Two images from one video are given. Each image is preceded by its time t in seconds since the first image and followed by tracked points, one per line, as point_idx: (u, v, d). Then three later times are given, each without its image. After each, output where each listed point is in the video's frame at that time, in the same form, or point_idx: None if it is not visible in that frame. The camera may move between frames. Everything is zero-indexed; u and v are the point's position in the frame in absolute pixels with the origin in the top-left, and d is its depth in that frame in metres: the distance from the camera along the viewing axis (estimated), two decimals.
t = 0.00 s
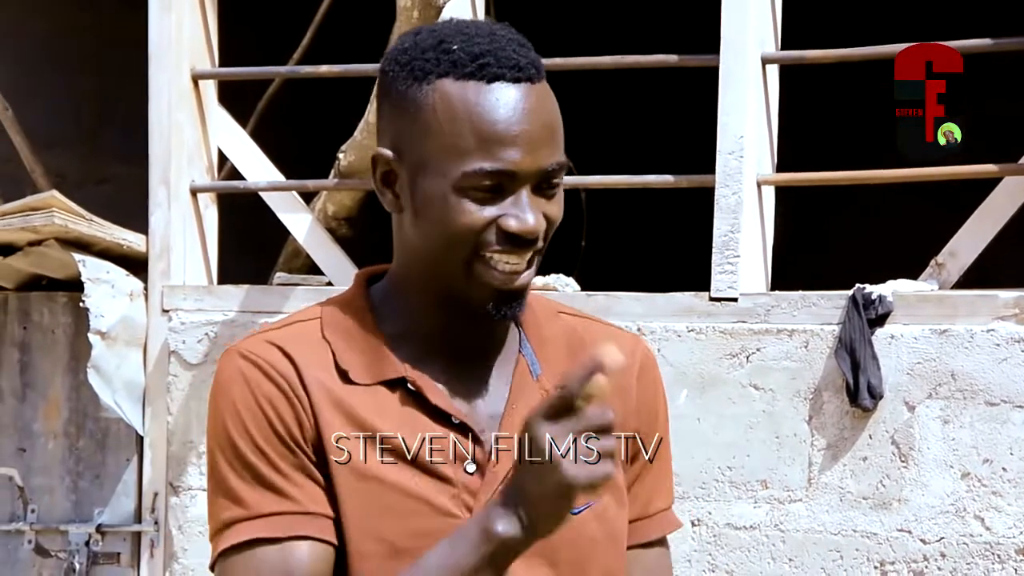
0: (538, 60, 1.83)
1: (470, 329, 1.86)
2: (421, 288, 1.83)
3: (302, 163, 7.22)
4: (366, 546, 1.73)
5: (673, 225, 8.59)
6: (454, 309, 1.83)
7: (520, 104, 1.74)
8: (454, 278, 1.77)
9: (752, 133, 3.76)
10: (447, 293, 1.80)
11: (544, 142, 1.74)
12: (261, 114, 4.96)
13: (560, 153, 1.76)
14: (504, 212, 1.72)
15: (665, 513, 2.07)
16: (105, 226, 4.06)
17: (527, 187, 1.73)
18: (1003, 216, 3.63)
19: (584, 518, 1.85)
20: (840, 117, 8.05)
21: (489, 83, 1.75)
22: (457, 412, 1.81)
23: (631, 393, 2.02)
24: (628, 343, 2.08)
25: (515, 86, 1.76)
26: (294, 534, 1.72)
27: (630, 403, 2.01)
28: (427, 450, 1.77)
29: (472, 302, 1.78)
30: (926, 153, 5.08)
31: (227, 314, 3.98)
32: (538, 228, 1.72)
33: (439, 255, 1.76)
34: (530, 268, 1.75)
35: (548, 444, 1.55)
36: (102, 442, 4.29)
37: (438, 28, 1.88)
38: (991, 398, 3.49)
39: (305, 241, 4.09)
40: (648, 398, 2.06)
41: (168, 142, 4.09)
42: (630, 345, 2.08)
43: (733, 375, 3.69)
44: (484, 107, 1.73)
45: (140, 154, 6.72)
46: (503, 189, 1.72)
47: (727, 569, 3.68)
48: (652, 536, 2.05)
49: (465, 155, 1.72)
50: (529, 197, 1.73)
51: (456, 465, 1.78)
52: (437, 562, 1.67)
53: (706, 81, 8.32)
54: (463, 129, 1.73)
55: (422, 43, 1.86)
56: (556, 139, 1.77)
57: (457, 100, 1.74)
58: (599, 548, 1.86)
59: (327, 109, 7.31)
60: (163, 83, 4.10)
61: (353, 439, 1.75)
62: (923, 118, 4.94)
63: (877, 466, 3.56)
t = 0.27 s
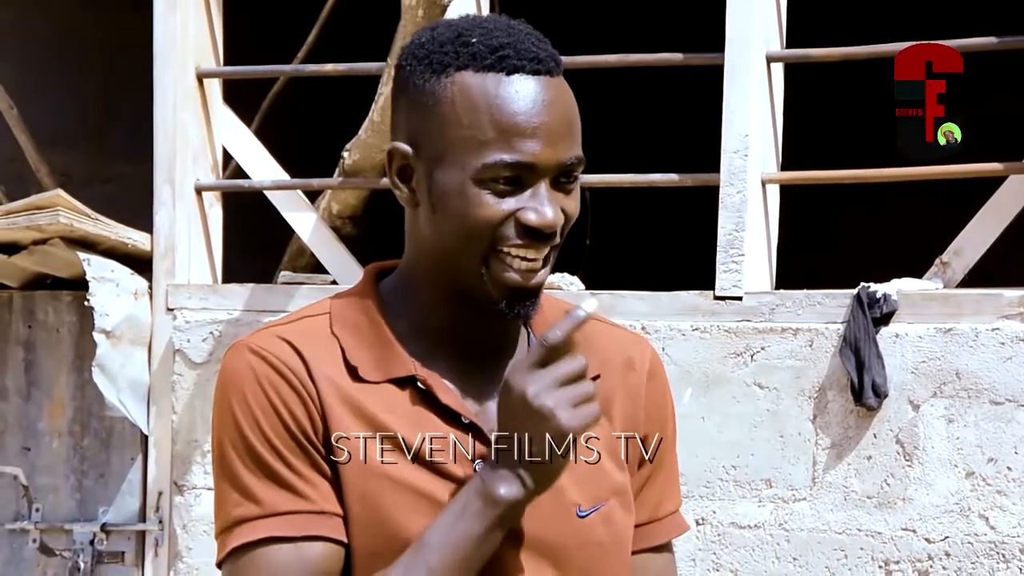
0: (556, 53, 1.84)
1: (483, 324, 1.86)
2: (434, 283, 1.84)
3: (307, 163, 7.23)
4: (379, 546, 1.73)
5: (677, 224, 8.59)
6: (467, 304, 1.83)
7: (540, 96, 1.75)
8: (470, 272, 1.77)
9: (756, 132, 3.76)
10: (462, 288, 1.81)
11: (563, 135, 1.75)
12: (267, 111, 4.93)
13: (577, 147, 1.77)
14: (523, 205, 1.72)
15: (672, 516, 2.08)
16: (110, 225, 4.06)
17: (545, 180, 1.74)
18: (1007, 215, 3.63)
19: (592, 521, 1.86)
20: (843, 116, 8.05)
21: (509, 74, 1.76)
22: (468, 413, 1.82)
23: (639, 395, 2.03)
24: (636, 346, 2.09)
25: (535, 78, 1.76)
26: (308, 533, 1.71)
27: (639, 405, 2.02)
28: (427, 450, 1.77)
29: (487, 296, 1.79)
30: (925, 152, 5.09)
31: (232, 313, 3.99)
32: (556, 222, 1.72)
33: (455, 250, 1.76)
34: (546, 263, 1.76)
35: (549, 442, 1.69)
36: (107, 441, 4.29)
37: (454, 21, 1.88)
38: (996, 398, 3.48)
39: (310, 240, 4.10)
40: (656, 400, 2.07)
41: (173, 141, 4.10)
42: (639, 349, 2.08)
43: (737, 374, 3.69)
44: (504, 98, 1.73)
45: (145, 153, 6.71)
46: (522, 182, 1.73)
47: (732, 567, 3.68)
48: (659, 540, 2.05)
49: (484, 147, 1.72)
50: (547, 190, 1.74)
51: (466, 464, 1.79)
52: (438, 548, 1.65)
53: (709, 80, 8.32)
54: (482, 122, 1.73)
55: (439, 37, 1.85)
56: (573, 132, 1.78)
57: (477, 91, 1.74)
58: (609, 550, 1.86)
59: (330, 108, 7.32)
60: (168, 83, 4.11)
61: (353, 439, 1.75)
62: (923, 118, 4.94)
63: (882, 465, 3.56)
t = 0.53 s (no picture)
0: (572, 63, 1.83)
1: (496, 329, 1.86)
2: (449, 292, 1.82)
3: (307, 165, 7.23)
4: (409, 557, 1.75)
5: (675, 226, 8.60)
6: (482, 311, 1.83)
7: (561, 110, 1.74)
8: (489, 283, 1.77)
9: (756, 134, 3.76)
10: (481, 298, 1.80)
11: (581, 149, 1.75)
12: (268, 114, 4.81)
13: (594, 159, 1.77)
14: (543, 221, 1.72)
15: (673, 508, 2.13)
16: (110, 228, 4.06)
17: (564, 195, 1.74)
18: (1006, 217, 3.63)
19: (607, 520, 1.87)
20: (841, 118, 8.06)
21: (530, 89, 1.74)
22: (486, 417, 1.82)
23: (645, 393, 2.04)
24: (637, 342, 2.10)
25: (553, 93, 1.75)
26: (339, 550, 1.71)
27: (645, 403, 2.04)
28: (428, 449, 1.76)
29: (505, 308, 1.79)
30: (923, 151, 5.09)
31: (231, 316, 3.99)
32: (574, 237, 1.73)
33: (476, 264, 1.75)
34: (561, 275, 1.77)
35: (549, 442, 1.73)
36: (106, 443, 4.28)
37: (469, 30, 1.86)
38: (995, 400, 3.49)
39: (309, 242, 4.10)
40: (660, 397, 2.09)
41: (173, 143, 4.10)
42: (640, 344, 2.09)
43: (736, 376, 3.69)
44: (525, 114, 1.72)
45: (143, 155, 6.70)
46: (541, 198, 1.73)
47: (731, 569, 3.68)
48: (660, 535, 2.10)
49: (506, 164, 1.71)
50: (566, 204, 1.74)
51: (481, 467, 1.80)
52: (458, 549, 1.66)
53: (708, 82, 8.33)
54: (503, 138, 1.71)
55: (454, 46, 1.83)
56: (591, 146, 1.78)
57: (498, 107, 1.72)
58: (618, 550, 1.88)
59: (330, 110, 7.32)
60: (168, 85, 4.11)
61: (354, 439, 1.75)
62: (923, 118, 4.94)
63: (881, 467, 3.56)
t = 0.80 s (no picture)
0: (588, 73, 1.83)
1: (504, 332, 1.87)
2: (459, 296, 1.83)
3: (304, 164, 7.24)
4: (421, 554, 1.75)
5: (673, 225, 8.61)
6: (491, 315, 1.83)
7: (577, 122, 1.73)
8: (499, 289, 1.77)
9: (752, 134, 3.77)
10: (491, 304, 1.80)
11: (595, 161, 1.74)
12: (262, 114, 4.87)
13: (607, 169, 1.76)
14: (554, 230, 1.72)
15: (671, 511, 2.12)
16: (106, 228, 4.06)
17: (577, 206, 1.73)
18: (1002, 217, 3.63)
19: (615, 520, 1.88)
20: (839, 118, 8.07)
21: (546, 100, 1.73)
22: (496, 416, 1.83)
23: (649, 394, 2.05)
24: (639, 342, 2.10)
25: (569, 103, 1.74)
26: (355, 547, 1.70)
27: (649, 403, 2.05)
28: (428, 449, 1.76)
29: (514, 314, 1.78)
30: (922, 150, 5.08)
31: (227, 316, 3.99)
32: (585, 247, 1.72)
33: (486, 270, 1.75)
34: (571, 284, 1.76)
35: (547, 442, 1.73)
36: (103, 444, 4.28)
37: (485, 37, 1.86)
38: (991, 399, 3.49)
39: (305, 243, 4.10)
40: (663, 397, 2.10)
41: (169, 144, 4.10)
42: (643, 344, 2.10)
43: (733, 376, 3.69)
44: (539, 123, 1.71)
45: (139, 154, 6.70)
46: (553, 208, 1.72)
47: (727, 567, 3.69)
48: (659, 537, 2.09)
49: (518, 173, 1.70)
50: (578, 215, 1.74)
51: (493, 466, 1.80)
52: (476, 541, 1.66)
53: (706, 81, 8.33)
54: (517, 147, 1.70)
55: (471, 53, 1.83)
56: (605, 157, 1.77)
57: (512, 116, 1.71)
58: (625, 550, 1.88)
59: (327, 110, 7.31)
60: (164, 85, 4.11)
61: (357, 438, 1.75)
62: (923, 118, 4.93)
63: (877, 467, 3.56)
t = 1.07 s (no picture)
0: (571, 54, 1.83)
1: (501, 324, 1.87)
2: (458, 288, 1.83)
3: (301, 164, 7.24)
4: (402, 554, 1.73)
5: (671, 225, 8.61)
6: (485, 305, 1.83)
7: (555, 96, 1.74)
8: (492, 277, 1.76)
9: (748, 133, 3.76)
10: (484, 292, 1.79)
11: (578, 135, 1.74)
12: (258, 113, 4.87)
13: (593, 147, 1.76)
14: (539, 209, 1.71)
15: (682, 512, 2.11)
16: (102, 227, 4.06)
17: (562, 181, 1.73)
18: (998, 216, 3.63)
19: (615, 517, 1.88)
20: (837, 117, 8.06)
21: (523, 76, 1.75)
22: (489, 413, 1.82)
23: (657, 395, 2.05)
24: (646, 344, 2.10)
25: (548, 79, 1.75)
26: (327, 549, 1.70)
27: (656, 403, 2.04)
28: (428, 449, 1.76)
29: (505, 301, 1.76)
30: (922, 151, 5.08)
31: (223, 315, 3.98)
32: (571, 225, 1.70)
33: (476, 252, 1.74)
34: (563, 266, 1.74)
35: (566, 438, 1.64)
36: (99, 443, 4.28)
37: (469, 26, 1.89)
38: (987, 398, 3.49)
39: (301, 241, 4.10)
40: (672, 399, 2.09)
41: (165, 143, 4.10)
42: (651, 347, 2.10)
43: (729, 374, 3.69)
44: (517, 99, 1.72)
45: (135, 153, 6.72)
46: (537, 184, 1.71)
47: (722, 566, 3.69)
48: (669, 539, 2.08)
49: (500, 148, 1.71)
50: (563, 192, 1.73)
51: (489, 465, 1.79)
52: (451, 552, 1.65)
53: (704, 81, 8.32)
54: (497, 123, 1.72)
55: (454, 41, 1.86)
56: (591, 134, 1.76)
57: (490, 95, 1.73)
58: (625, 548, 1.88)
59: (325, 109, 7.31)
60: (159, 84, 4.11)
61: (353, 440, 1.74)
62: (923, 118, 4.92)
63: (874, 466, 3.56)
